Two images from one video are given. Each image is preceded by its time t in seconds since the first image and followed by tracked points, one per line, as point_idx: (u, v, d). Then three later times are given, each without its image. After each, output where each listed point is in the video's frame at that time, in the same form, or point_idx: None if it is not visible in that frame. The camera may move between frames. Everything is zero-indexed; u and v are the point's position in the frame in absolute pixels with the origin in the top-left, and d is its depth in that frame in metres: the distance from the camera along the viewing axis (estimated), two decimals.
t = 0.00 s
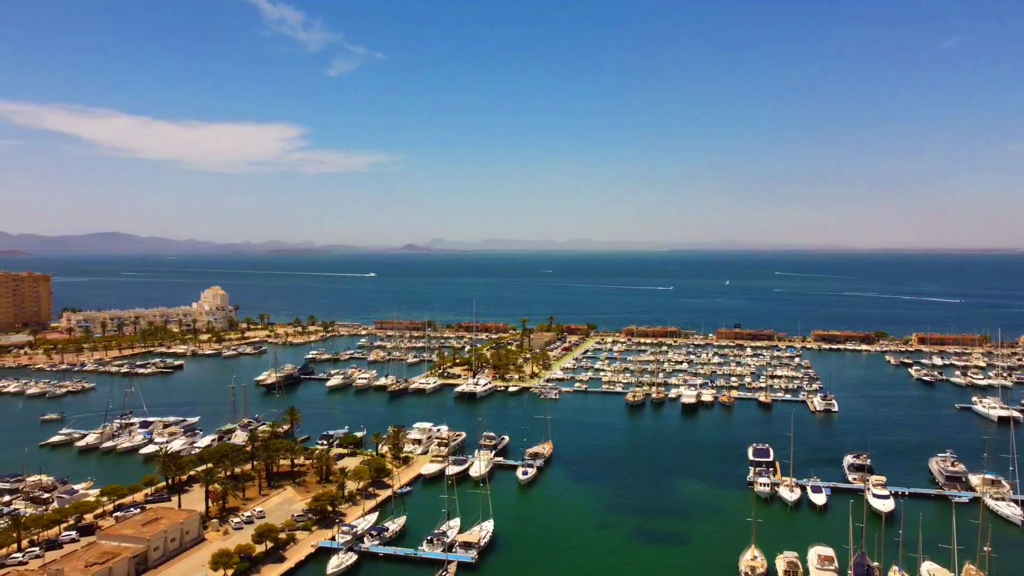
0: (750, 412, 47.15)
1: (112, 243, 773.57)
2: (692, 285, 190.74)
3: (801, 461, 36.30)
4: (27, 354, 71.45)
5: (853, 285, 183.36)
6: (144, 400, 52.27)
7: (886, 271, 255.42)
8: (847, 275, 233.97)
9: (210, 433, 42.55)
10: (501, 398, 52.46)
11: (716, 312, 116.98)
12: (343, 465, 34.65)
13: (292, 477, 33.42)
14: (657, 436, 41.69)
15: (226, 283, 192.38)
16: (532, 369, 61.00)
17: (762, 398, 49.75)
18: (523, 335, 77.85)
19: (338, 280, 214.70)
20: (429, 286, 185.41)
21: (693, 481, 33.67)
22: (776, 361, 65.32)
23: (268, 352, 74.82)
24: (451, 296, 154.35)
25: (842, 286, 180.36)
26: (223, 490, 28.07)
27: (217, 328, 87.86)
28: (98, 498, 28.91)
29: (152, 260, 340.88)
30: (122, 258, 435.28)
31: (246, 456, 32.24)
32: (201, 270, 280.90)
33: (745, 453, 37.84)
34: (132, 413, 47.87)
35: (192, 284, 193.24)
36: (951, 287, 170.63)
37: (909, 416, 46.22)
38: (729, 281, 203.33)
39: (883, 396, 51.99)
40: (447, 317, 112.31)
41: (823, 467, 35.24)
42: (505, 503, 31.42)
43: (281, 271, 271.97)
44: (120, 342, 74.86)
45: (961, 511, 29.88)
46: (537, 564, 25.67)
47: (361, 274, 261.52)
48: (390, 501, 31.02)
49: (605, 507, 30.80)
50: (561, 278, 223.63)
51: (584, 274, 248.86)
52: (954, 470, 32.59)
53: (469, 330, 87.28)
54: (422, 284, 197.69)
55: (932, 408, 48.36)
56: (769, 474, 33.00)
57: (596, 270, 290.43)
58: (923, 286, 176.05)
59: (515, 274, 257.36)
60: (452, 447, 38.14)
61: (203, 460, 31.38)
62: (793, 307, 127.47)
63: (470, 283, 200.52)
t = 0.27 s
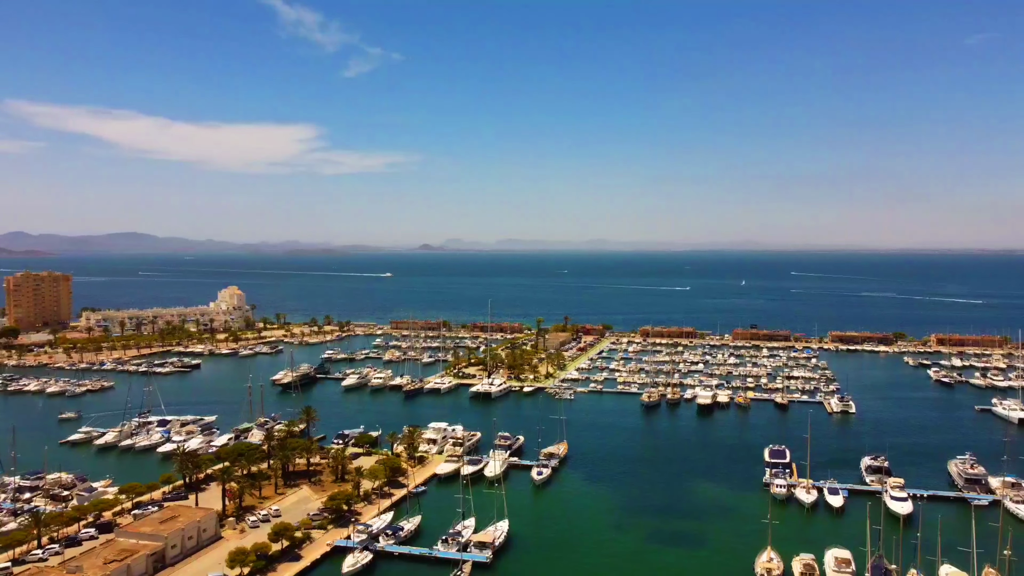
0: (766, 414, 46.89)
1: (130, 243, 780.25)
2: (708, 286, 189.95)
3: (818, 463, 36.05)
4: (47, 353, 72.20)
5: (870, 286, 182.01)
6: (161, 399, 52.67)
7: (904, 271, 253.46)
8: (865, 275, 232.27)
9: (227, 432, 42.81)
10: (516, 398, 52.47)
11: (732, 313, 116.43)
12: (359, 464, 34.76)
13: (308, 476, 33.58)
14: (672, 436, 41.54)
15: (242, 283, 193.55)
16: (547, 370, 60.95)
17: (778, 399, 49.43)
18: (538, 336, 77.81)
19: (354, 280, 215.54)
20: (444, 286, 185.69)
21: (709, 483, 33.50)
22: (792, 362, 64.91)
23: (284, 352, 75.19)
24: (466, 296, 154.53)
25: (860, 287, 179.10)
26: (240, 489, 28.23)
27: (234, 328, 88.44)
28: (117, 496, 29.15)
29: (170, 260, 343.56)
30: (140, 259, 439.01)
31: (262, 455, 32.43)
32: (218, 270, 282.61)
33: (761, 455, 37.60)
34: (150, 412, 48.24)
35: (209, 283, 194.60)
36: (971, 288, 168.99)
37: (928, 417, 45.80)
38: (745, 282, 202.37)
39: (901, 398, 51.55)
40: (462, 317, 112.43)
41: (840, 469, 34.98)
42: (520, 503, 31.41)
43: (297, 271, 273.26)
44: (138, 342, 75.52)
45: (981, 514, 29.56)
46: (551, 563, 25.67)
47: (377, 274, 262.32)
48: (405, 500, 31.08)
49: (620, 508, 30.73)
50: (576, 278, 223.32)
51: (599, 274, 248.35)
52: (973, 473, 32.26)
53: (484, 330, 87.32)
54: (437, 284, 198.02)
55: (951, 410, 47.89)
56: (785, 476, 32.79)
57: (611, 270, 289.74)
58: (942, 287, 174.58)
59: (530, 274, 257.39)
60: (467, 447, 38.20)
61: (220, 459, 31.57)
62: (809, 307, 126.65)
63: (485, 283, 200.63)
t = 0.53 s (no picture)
0: (783, 415, 46.60)
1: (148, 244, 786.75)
2: (723, 286, 189.08)
3: (835, 465, 35.80)
4: (67, 352, 72.97)
5: (888, 286, 180.51)
6: (179, 398, 53.11)
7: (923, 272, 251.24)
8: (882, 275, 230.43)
9: (243, 431, 43.08)
10: (531, 398, 52.48)
11: (748, 313, 115.88)
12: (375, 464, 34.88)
13: (324, 475, 33.73)
14: (688, 437, 41.41)
15: (259, 283, 194.66)
16: (562, 370, 60.91)
17: (795, 400, 49.14)
18: (553, 336, 77.80)
19: (369, 279, 216.24)
20: (459, 286, 185.93)
21: (725, 484, 33.35)
22: (809, 363, 64.51)
23: (300, 352, 75.58)
24: (481, 296, 154.64)
25: (878, 287, 177.51)
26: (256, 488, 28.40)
27: (250, 328, 88.95)
28: (135, 494, 29.39)
29: (187, 260, 346.08)
30: (158, 259, 442.65)
31: (278, 454, 32.60)
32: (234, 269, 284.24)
33: (778, 456, 37.40)
34: (167, 411, 48.66)
35: (226, 284, 195.83)
36: (991, 289, 167.34)
37: (947, 419, 45.38)
38: (762, 282, 201.36)
39: (920, 400, 51.08)
40: (477, 317, 112.53)
41: (857, 471, 34.72)
42: (535, 504, 31.39)
43: (313, 271, 274.49)
44: (156, 341, 76.13)
45: (1001, 517, 29.25)
46: (566, 564, 25.65)
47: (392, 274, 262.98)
48: (420, 500, 31.14)
49: (635, 509, 30.64)
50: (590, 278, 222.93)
51: (614, 274, 247.78)
52: (993, 476, 31.93)
53: (499, 330, 87.37)
54: (452, 284, 198.38)
55: (970, 412, 47.42)
56: (802, 478, 32.58)
57: (626, 270, 288.90)
58: (961, 287, 172.79)
59: (545, 274, 257.21)
60: (482, 447, 38.21)
61: (237, 458, 31.77)
62: (826, 308, 125.80)
63: (500, 283, 200.64)
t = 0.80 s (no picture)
0: (799, 416, 46.30)
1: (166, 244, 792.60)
2: (739, 286, 188.20)
3: (852, 466, 35.54)
4: (86, 351, 73.69)
5: (907, 287, 178.96)
6: (196, 397, 53.48)
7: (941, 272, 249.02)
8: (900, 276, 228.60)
9: (259, 430, 43.31)
10: (546, 398, 52.46)
11: (764, 314, 115.30)
12: (390, 463, 34.97)
13: (339, 474, 33.86)
14: (703, 438, 41.25)
15: (275, 283, 195.86)
16: (577, 370, 60.82)
17: (812, 401, 48.82)
18: (568, 336, 77.73)
19: (385, 279, 216.83)
20: (474, 286, 186.10)
21: (741, 485, 33.18)
22: (826, 364, 64.08)
23: (316, 351, 75.93)
24: (496, 296, 154.71)
25: (896, 288, 175.97)
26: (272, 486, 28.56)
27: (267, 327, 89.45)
28: (153, 492, 29.63)
29: (205, 260, 348.67)
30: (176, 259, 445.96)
31: (294, 453, 32.76)
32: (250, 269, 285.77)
33: (794, 457, 37.17)
34: (185, 410, 49.01)
35: (243, 284, 197.16)
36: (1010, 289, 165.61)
37: (966, 421, 44.94)
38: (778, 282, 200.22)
39: (939, 401, 50.61)
40: (492, 317, 112.59)
41: (875, 473, 34.46)
42: (550, 504, 31.36)
43: (329, 271, 275.76)
44: (174, 340, 76.77)
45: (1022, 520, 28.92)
46: (582, 565, 25.61)
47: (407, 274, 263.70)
48: (435, 500, 31.19)
49: (650, 509, 30.55)
50: (605, 278, 222.51)
51: (629, 274, 247.19)
52: (1014, 478, 31.58)
53: (514, 330, 87.37)
54: (467, 284, 198.56)
55: (990, 414, 46.94)
56: (819, 480, 32.37)
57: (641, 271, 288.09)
58: (981, 288, 171.01)
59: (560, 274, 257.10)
60: (497, 447, 38.21)
61: (253, 457, 31.96)
62: (843, 308, 124.92)
63: (515, 283, 200.59)
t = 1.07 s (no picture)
0: (816, 417, 45.98)
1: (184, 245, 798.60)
2: (755, 286, 187.31)
3: (870, 468, 35.25)
4: (105, 350, 74.37)
5: (925, 287, 177.43)
6: (214, 396, 53.84)
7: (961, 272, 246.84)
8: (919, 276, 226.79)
9: (276, 429, 43.53)
10: (561, 398, 52.42)
11: (781, 314, 114.72)
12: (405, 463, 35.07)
13: (355, 473, 33.99)
14: (719, 439, 41.07)
15: (291, 283, 196.93)
16: (593, 370, 60.71)
17: (829, 403, 48.48)
18: (583, 336, 77.64)
19: (401, 279, 217.50)
20: (489, 286, 186.31)
21: (757, 487, 33.01)
22: (843, 365, 63.62)
23: (332, 351, 76.26)
24: (511, 296, 154.79)
25: (914, 288, 174.55)
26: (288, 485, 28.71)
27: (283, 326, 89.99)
28: (170, 490, 29.85)
29: (222, 260, 351.00)
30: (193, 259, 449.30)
31: (310, 452, 32.92)
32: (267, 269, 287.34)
33: (811, 458, 36.94)
34: (202, 409, 49.36)
35: (260, 283, 198.30)
36: None
37: (986, 423, 44.48)
38: (795, 282, 199.06)
39: (958, 402, 50.13)
40: (507, 317, 112.64)
41: (892, 474, 34.19)
42: (565, 504, 31.32)
43: (345, 271, 276.86)
44: (191, 339, 77.37)
45: None
46: (597, 565, 25.57)
47: (423, 274, 264.34)
48: (450, 499, 31.24)
49: (666, 510, 30.45)
50: (620, 279, 222.07)
51: (645, 274, 246.49)
52: None
53: (529, 330, 87.35)
54: (483, 283, 198.73)
55: (1010, 415, 46.43)
56: (836, 481, 32.13)
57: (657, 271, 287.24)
58: (1001, 288, 169.31)
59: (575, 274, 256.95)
60: (512, 447, 38.23)
61: (270, 455, 32.13)
62: (860, 309, 124.01)
63: (531, 283, 200.56)
